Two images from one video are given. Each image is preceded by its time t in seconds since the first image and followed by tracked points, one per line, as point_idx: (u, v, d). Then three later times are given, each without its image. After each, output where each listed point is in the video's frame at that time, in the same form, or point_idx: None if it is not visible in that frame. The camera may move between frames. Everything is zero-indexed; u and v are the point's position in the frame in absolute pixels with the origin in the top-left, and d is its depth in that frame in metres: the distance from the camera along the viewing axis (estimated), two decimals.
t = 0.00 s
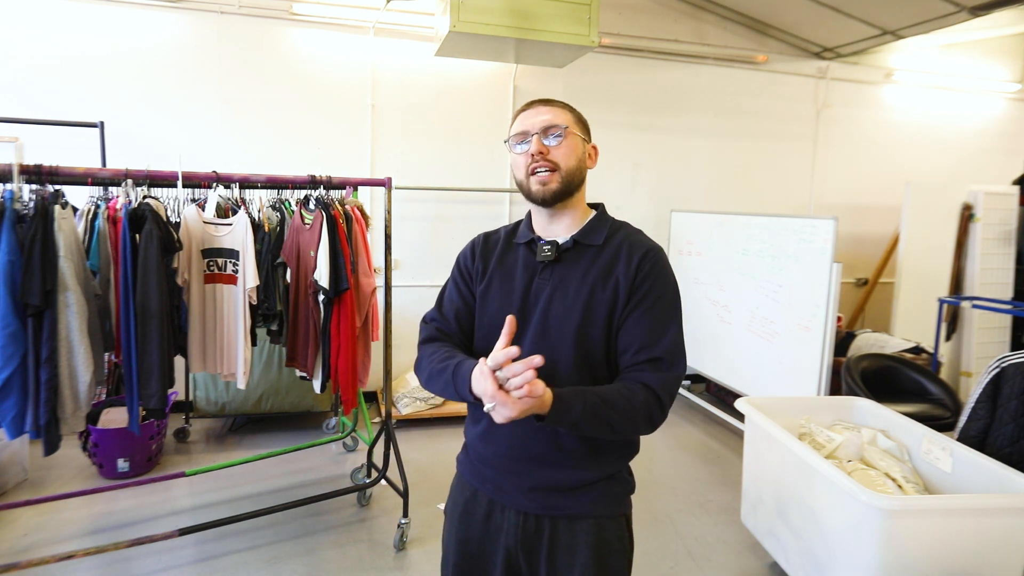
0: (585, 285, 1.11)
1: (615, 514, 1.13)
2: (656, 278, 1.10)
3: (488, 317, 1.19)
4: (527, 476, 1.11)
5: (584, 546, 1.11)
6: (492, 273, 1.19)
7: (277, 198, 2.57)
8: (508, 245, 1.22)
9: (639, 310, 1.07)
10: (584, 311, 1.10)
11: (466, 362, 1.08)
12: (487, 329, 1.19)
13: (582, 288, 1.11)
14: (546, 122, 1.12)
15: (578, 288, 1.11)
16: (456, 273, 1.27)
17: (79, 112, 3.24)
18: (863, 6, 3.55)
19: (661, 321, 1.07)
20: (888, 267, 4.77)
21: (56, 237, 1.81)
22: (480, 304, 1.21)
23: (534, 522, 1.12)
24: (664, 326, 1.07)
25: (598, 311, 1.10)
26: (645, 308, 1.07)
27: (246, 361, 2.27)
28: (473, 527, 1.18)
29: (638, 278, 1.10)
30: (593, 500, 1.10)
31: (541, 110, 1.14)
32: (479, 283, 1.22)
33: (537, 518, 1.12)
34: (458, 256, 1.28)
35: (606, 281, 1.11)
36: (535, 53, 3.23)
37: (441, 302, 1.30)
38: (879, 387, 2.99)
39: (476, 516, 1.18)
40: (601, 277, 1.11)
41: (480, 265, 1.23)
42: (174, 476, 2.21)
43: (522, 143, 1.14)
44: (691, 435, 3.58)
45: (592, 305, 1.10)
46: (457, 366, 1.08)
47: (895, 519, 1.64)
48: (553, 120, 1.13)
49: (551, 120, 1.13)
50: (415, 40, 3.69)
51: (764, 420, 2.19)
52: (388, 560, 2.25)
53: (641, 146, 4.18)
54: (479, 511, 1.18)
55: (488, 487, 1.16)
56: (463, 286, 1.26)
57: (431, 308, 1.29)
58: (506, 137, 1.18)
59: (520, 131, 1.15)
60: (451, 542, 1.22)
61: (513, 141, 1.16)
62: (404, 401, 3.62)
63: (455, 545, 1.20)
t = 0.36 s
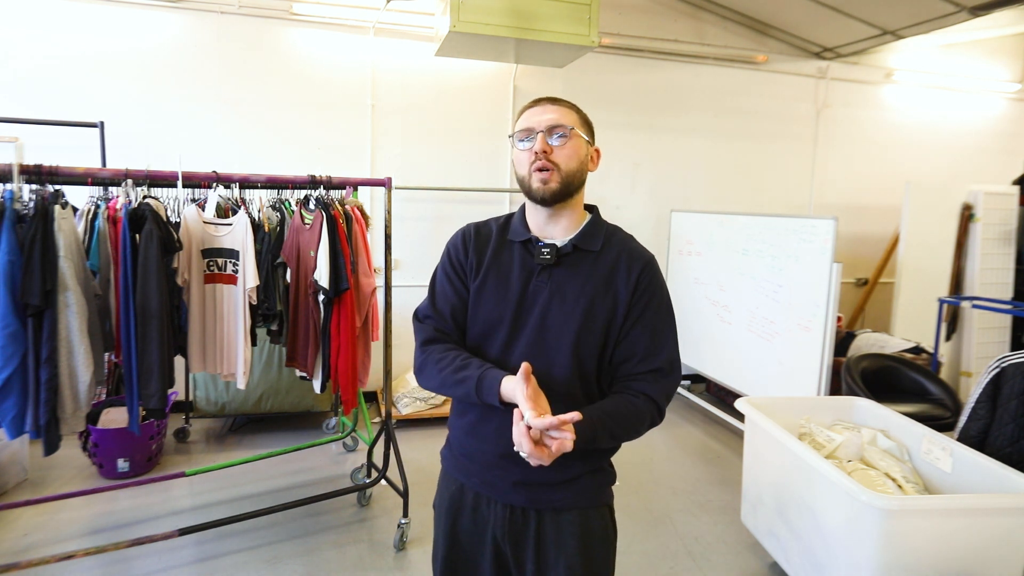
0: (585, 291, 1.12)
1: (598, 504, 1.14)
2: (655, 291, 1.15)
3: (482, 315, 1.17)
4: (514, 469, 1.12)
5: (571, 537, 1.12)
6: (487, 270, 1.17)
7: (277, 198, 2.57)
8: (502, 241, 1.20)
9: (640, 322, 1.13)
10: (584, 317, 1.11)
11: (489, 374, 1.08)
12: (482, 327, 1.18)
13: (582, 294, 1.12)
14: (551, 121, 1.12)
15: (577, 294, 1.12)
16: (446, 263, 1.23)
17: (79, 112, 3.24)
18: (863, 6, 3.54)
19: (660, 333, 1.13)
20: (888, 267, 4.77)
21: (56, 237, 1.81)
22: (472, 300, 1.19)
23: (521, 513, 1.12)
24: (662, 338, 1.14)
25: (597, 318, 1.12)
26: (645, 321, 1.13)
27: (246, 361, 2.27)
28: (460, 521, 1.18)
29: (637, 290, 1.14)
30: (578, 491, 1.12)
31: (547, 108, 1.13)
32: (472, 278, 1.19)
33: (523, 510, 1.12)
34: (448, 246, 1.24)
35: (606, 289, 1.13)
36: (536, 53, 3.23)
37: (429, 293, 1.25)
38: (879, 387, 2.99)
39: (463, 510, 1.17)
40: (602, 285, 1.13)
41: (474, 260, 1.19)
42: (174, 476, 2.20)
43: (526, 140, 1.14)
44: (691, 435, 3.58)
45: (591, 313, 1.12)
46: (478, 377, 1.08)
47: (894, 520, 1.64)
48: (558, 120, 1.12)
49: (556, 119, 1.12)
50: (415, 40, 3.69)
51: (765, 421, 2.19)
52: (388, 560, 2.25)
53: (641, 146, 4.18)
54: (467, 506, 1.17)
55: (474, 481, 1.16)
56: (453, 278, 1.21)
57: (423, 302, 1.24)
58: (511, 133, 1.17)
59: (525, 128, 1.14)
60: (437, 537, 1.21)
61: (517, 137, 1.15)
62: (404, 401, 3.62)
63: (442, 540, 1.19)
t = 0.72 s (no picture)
0: (578, 286, 1.13)
1: (602, 493, 1.16)
2: (645, 282, 1.16)
3: (477, 315, 1.17)
4: (519, 464, 1.12)
5: (577, 526, 1.13)
6: (479, 271, 1.16)
7: (277, 198, 2.57)
8: (493, 240, 1.19)
9: (633, 313, 1.14)
10: (578, 312, 1.12)
11: (482, 366, 1.08)
12: (477, 328, 1.17)
13: (575, 289, 1.13)
14: (536, 121, 1.12)
15: (570, 289, 1.13)
16: (437, 267, 1.22)
17: (79, 112, 3.24)
18: (864, 6, 3.55)
19: (652, 323, 1.15)
20: (888, 267, 4.77)
21: (56, 237, 1.81)
22: (466, 301, 1.18)
23: (528, 507, 1.13)
24: (654, 327, 1.15)
25: (591, 311, 1.13)
26: (638, 312, 1.14)
27: (246, 361, 2.27)
28: (466, 518, 1.17)
29: (629, 282, 1.15)
30: (583, 481, 1.13)
31: (531, 108, 1.13)
32: (464, 280, 1.19)
33: (530, 504, 1.12)
34: (439, 249, 1.23)
35: (598, 283, 1.14)
36: (536, 53, 3.23)
37: (422, 297, 1.24)
38: (879, 387, 2.99)
39: (468, 507, 1.17)
40: (594, 279, 1.14)
41: (466, 261, 1.19)
42: (174, 476, 2.20)
43: (512, 140, 1.14)
44: (691, 435, 3.58)
45: (585, 307, 1.12)
46: (471, 370, 1.09)
47: (894, 520, 1.64)
48: (543, 119, 1.12)
49: (540, 119, 1.12)
50: (415, 40, 3.69)
51: (765, 421, 2.19)
52: (388, 560, 2.25)
53: (641, 146, 4.18)
54: (473, 503, 1.17)
55: (479, 478, 1.15)
56: (445, 281, 1.21)
57: (416, 307, 1.24)
58: (497, 133, 1.17)
59: (510, 128, 1.15)
60: (444, 535, 1.20)
61: (503, 138, 1.15)
62: (404, 401, 3.62)
63: (448, 539, 1.18)
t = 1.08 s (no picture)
0: (577, 283, 1.12)
1: (626, 496, 1.15)
2: (648, 270, 1.13)
3: (484, 322, 1.18)
4: (541, 463, 1.12)
5: (599, 529, 1.11)
6: (483, 280, 1.18)
7: (277, 198, 2.57)
8: (494, 248, 1.21)
9: (637, 303, 1.11)
10: (579, 310, 1.11)
11: (484, 381, 1.09)
12: (485, 335, 1.19)
13: (575, 286, 1.12)
14: (520, 125, 1.12)
15: (571, 286, 1.12)
16: (447, 282, 1.26)
17: (79, 112, 3.24)
18: (863, 6, 3.54)
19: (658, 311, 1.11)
20: (888, 267, 4.77)
21: (56, 237, 1.81)
22: (474, 311, 1.20)
23: (550, 508, 1.12)
24: (661, 315, 1.11)
25: (593, 307, 1.11)
26: (641, 301, 1.11)
27: (246, 361, 2.27)
28: (487, 518, 1.17)
29: (630, 271, 1.12)
30: (607, 483, 1.12)
31: (515, 112, 1.13)
32: (470, 290, 1.21)
33: (552, 505, 1.12)
34: (447, 264, 1.27)
35: (599, 277, 1.12)
36: (536, 53, 3.23)
37: (435, 313, 1.28)
38: (879, 387, 2.99)
39: (490, 507, 1.17)
40: (593, 274, 1.12)
41: (470, 272, 1.21)
42: (174, 476, 2.20)
43: (499, 146, 1.14)
44: (691, 435, 3.58)
45: (586, 303, 1.11)
46: (476, 384, 1.10)
47: (894, 520, 1.64)
48: (527, 122, 1.12)
49: (525, 122, 1.12)
50: (415, 41, 3.69)
51: (764, 421, 2.19)
52: (388, 560, 2.25)
53: (641, 146, 4.18)
54: (494, 503, 1.17)
55: (502, 477, 1.16)
56: (455, 294, 1.24)
57: (430, 323, 1.28)
58: (484, 140, 1.18)
59: (496, 135, 1.15)
60: (465, 535, 1.20)
61: (491, 145, 1.16)
62: (404, 401, 3.62)
63: (469, 538, 1.19)
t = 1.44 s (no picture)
0: (590, 285, 1.12)
1: (645, 508, 1.13)
2: (662, 267, 1.10)
3: (503, 329, 1.20)
4: (559, 471, 1.12)
5: (615, 540, 1.10)
6: (500, 287, 1.21)
7: (277, 198, 2.56)
8: (511, 255, 1.23)
9: (650, 301, 1.09)
10: (592, 311, 1.10)
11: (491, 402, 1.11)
12: (505, 341, 1.21)
13: (588, 288, 1.12)
14: (533, 132, 1.12)
15: (584, 288, 1.12)
16: (470, 293, 1.30)
17: (78, 112, 3.24)
18: (864, 6, 3.55)
19: (673, 310, 1.08)
20: (888, 267, 4.77)
21: (56, 237, 1.81)
22: (494, 318, 1.23)
23: (566, 517, 1.12)
24: (675, 313, 1.08)
25: (606, 308, 1.11)
26: (654, 299, 1.09)
27: (246, 361, 2.27)
28: (503, 522, 1.19)
29: (642, 269, 1.10)
30: (625, 494, 1.10)
31: (527, 120, 1.13)
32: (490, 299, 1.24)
33: (569, 514, 1.12)
34: (469, 276, 1.31)
35: (611, 278, 1.11)
36: (536, 53, 3.23)
37: (461, 323, 1.32)
38: (880, 387, 2.99)
39: (507, 513, 1.18)
40: (605, 275, 1.11)
41: (490, 281, 1.24)
42: (175, 476, 2.20)
43: (512, 153, 1.14)
44: (691, 435, 3.58)
45: (599, 304, 1.11)
46: (485, 399, 1.13)
47: (894, 520, 1.64)
48: (540, 129, 1.12)
49: (537, 128, 1.12)
50: (415, 40, 3.68)
51: (764, 420, 2.19)
52: (388, 560, 2.25)
53: (641, 146, 4.18)
54: (511, 508, 1.18)
55: (521, 483, 1.17)
56: (478, 305, 1.28)
57: (454, 334, 1.32)
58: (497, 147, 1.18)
59: (509, 143, 1.15)
60: (481, 538, 1.22)
61: (504, 152, 1.16)
62: (404, 401, 3.62)
63: (486, 542, 1.20)
